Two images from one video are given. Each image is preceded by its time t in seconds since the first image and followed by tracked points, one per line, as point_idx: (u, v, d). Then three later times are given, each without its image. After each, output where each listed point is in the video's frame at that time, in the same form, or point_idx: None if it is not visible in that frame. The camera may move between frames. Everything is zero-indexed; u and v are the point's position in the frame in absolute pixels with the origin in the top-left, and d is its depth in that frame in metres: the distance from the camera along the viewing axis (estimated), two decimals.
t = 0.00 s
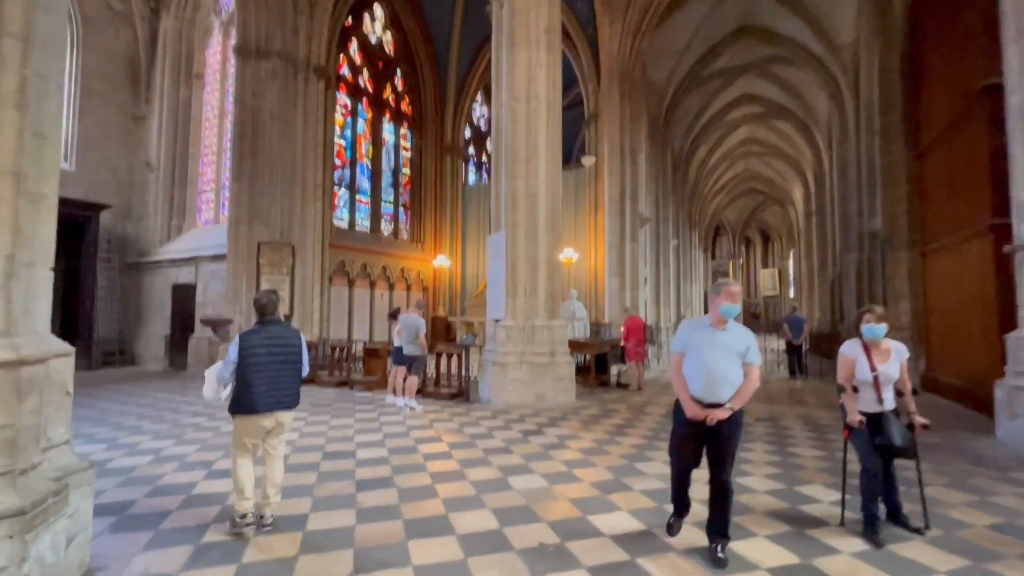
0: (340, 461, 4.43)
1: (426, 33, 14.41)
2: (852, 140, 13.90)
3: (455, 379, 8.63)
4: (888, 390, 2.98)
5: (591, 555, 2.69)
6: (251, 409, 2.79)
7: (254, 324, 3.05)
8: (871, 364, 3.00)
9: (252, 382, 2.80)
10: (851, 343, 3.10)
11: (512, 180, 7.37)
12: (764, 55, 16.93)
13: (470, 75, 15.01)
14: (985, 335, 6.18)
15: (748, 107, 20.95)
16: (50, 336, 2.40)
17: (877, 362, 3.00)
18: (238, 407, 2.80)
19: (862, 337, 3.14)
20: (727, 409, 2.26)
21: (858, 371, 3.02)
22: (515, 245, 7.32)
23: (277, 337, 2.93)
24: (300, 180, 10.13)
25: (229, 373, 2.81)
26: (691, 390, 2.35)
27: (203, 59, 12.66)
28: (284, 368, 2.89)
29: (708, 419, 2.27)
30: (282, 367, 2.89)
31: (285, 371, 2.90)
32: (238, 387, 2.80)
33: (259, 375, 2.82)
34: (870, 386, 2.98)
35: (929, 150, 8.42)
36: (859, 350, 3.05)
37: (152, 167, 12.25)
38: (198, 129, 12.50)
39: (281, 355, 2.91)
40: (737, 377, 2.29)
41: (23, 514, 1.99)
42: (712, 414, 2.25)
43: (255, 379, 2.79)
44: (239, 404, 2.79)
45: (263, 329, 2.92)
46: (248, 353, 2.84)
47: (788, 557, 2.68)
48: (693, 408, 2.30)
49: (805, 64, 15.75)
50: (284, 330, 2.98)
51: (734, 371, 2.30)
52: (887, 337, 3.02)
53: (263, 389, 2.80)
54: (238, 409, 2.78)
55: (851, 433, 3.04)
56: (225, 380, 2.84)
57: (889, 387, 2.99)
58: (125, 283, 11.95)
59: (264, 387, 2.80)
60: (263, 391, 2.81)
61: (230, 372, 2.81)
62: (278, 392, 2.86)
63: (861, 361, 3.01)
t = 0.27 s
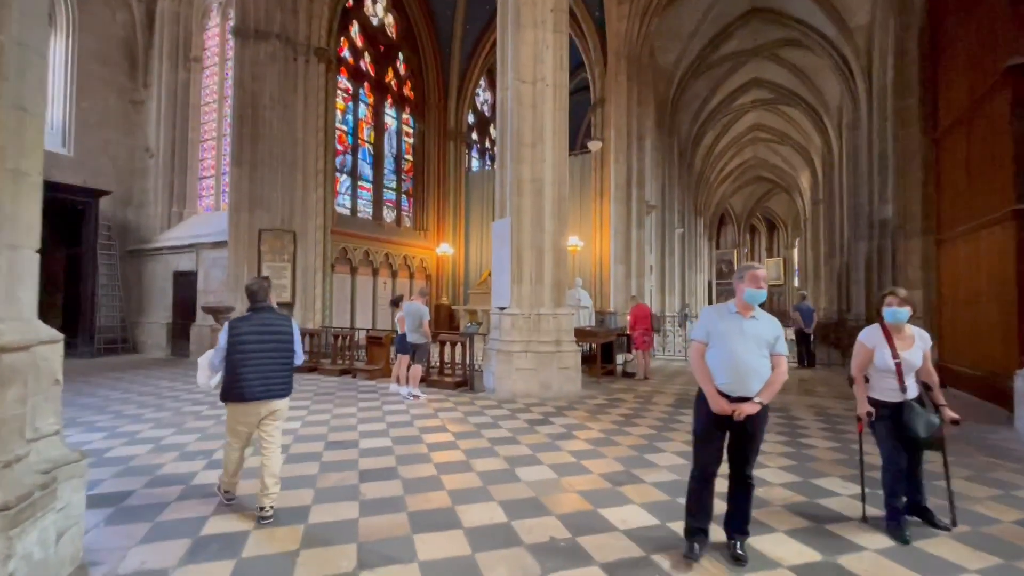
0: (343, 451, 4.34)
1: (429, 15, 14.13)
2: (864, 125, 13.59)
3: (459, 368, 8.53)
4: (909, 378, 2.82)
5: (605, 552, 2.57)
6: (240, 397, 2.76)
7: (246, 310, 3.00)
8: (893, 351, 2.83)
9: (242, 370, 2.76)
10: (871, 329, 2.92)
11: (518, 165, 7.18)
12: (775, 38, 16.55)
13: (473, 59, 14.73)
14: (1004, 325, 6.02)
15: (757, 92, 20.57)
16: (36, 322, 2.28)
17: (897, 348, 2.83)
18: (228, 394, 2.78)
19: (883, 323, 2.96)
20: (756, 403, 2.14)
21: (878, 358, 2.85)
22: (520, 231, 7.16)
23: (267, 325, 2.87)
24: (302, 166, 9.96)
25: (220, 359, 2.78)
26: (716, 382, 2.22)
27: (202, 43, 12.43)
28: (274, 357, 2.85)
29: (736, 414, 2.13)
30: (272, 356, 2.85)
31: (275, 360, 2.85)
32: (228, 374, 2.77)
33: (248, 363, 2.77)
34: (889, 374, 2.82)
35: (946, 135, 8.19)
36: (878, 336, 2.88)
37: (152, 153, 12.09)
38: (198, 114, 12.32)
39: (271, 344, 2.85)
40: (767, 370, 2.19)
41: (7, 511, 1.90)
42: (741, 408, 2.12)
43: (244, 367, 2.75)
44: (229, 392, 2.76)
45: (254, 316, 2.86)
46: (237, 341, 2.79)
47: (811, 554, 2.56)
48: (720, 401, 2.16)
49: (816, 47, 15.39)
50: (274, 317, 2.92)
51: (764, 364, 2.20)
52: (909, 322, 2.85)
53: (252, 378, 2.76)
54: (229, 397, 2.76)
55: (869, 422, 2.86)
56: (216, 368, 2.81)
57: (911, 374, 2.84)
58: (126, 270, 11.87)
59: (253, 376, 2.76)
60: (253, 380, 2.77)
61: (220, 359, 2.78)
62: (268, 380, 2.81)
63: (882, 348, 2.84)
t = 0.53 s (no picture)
0: (345, 450, 4.20)
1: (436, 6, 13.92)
2: (881, 118, 13.25)
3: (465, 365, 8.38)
4: (943, 382, 2.49)
5: (619, 565, 2.40)
6: (219, 394, 2.71)
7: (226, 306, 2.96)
8: (923, 350, 2.51)
9: (221, 366, 2.71)
10: (901, 327, 2.61)
11: (526, 156, 6.99)
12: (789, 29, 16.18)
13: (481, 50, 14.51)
14: None
15: (769, 85, 20.19)
16: (15, 316, 2.13)
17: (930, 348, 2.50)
18: (207, 391, 2.73)
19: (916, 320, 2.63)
20: (794, 412, 1.94)
21: (905, 359, 2.55)
22: (528, 225, 6.97)
23: (246, 320, 2.83)
24: (306, 158, 9.82)
25: (199, 355, 2.73)
26: (748, 390, 1.99)
27: (207, 34, 12.31)
28: (254, 353, 2.80)
29: (773, 424, 1.92)
30: (252, 351, 2.80)
31: (255, 356, 2.81)
32: (207, 371, 2.71)
33: (228, 359, 2.73)
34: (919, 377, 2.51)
35: (971, 127, 7.90)
36: (909, 335, 2.56)
37: (157, 146, 12.01)
38: (203, 106, 12.21)
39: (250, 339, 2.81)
40: (803, 373, 2.00)
41: None
42: (779, 419, 1.92)
43: (223, 364, 2.71)
44: (208, 389, 2.72)
45: (233, 311, 2.82)
46: (216, 337, 2.74)
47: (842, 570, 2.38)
48: (756, 412, 1.93)
49: (832, 39, 15.03)
50: (253, 312, 2.86)
51: (800, 367, 2.01)
52: (945, 319, 2.51)
53: (231, 374, 2.71)
54: (208, 394, 2.72)
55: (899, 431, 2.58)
56: (195, 364, 2.76)
57: (947, 378, 2.50)
58: (131, 264, 11.81)
59: (233, 373, 2.72)
60: (232, 376, 2.72)
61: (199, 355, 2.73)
62: (248, 377, 2.76)
63: (911, 348, 2.53)
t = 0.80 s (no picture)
0: (346, 459, 4.07)
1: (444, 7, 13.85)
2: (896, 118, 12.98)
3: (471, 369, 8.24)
4: (982, 406, 2.26)
5: None
6: (201, 399, 2.77)
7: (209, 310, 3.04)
8: (959, 370, 2.30)
9: (204, 371, 2.78)
10: (937, 343, 2.42)
11: (533, 158, 6.86)
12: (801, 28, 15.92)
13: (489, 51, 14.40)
14: None
15: (781, 86, 19.91)
16: None
17: (968, 367, 2.29)
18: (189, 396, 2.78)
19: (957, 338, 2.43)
20: (830, 436, 1.80)
21: (939, 378, 2.35)
22: (536, 228, 6.83)
23: (230, 326, 2.91)
24: (312, 160, 9.75)
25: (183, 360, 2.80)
26: (779, 415, 1.84)
27: (215, 35, 12.31)
28: (237, 359, 2.88)
29: (809, 452, 1.77)
30: (235, 358, 2.88)
31: (237, 361, 2.89)
32: (190, 375, 2.78)
33: (211, 364, 2.80)
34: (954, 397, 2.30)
35: (993, 127, 7.64)
36: (946, 352, 2.37)
37: (164, 148, 12.02)
38: (211, 108, 12.21)
39: (234, 345, 2.90)
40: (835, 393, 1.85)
41: None
42: (817, 446, 1.76)
43: (206, 369, 2.78)
44: (190, 393, 2.77)
45: (217, 316, 2.90)
46: (200, 342, 2.82)
47: None
48: (791, 440, 1.77)
49: (846, 38, 14.76)
50: (238, 317, 2.96)
51: (832, 386, 1.86)
52: (989, 336, 2.29)
53: (214, 380, 2.79)
54: (189, 399, 2.77)
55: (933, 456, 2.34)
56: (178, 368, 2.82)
57: (989, 401, 2.26)
58: (138, 265, 11.81)
59: (216, 378, 2.79)
60: (215, 381, 2.79)
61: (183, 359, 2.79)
62: (230, 382, 2.84)
63: (946, 365, 2.33)
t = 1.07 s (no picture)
0: (348, 466, 3.93)
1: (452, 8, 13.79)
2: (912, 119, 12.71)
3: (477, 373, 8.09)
4: None
5: None
6: (188, 400, 2.76)
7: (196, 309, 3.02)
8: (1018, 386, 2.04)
9: (192, 372, 2.77)
10: (995, 355, 2.15)
11: (542, 157, 6.72)
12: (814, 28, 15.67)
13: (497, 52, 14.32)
14: None
15: (792, 87, 19.66)
16: None
17: None
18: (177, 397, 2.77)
19: None
20: (869, 454, 1.59)
21: (993, 394, 2.10)
22: (544, 228, 6.69)
23: (219, 326, 2.90)
24: (319, 160, 9.69)
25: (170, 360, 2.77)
26: (812, 430, 1.62)
27: (224, 37, 12.34)
28: (225, 359, 2.88)
29: (847, 474, 1.56)
30: (223, 358, 2.88)
31: (225, 362, 2.88)
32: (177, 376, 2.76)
33: (199, 365, 2.79)
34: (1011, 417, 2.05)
35: (1017, 126, 7.39)
36: (1004, 366, 2.10)
37: (172, 148, 12.03)
38: (219, 109, 12.22)
39: (222, 345, 2.89)
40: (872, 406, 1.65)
41: None
42: (855, 467, 1.56)
43: (194, 370, 2.77)
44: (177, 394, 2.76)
45: (205, 316, 2.89)
46: (188, 342, 2.80)
47: None
48: (826, 460, 1.56)
49: (860, 38, 14.52)
50: (226, 317, 2.95)
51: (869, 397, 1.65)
52: None
53: (203, 380, 2.78)
54: (178, 400, 2.75)
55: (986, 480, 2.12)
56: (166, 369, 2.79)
57: None
58: (146, 266, 11.81)
59: (204, 379, 2.79)
60: (203, 381, 2.79)
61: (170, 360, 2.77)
62: (218, 382, 2.83)
63: (1002, 380, 2.07)
